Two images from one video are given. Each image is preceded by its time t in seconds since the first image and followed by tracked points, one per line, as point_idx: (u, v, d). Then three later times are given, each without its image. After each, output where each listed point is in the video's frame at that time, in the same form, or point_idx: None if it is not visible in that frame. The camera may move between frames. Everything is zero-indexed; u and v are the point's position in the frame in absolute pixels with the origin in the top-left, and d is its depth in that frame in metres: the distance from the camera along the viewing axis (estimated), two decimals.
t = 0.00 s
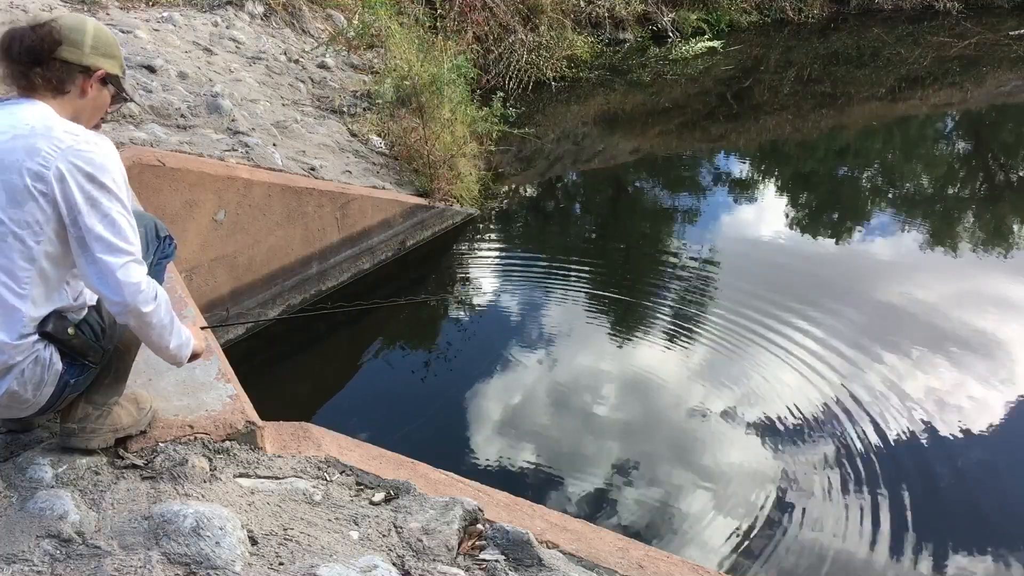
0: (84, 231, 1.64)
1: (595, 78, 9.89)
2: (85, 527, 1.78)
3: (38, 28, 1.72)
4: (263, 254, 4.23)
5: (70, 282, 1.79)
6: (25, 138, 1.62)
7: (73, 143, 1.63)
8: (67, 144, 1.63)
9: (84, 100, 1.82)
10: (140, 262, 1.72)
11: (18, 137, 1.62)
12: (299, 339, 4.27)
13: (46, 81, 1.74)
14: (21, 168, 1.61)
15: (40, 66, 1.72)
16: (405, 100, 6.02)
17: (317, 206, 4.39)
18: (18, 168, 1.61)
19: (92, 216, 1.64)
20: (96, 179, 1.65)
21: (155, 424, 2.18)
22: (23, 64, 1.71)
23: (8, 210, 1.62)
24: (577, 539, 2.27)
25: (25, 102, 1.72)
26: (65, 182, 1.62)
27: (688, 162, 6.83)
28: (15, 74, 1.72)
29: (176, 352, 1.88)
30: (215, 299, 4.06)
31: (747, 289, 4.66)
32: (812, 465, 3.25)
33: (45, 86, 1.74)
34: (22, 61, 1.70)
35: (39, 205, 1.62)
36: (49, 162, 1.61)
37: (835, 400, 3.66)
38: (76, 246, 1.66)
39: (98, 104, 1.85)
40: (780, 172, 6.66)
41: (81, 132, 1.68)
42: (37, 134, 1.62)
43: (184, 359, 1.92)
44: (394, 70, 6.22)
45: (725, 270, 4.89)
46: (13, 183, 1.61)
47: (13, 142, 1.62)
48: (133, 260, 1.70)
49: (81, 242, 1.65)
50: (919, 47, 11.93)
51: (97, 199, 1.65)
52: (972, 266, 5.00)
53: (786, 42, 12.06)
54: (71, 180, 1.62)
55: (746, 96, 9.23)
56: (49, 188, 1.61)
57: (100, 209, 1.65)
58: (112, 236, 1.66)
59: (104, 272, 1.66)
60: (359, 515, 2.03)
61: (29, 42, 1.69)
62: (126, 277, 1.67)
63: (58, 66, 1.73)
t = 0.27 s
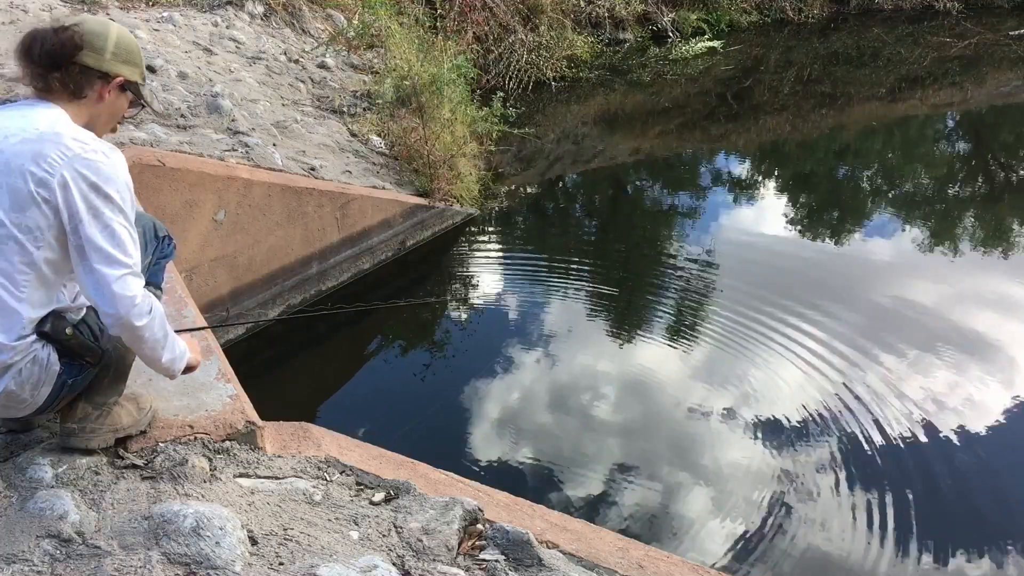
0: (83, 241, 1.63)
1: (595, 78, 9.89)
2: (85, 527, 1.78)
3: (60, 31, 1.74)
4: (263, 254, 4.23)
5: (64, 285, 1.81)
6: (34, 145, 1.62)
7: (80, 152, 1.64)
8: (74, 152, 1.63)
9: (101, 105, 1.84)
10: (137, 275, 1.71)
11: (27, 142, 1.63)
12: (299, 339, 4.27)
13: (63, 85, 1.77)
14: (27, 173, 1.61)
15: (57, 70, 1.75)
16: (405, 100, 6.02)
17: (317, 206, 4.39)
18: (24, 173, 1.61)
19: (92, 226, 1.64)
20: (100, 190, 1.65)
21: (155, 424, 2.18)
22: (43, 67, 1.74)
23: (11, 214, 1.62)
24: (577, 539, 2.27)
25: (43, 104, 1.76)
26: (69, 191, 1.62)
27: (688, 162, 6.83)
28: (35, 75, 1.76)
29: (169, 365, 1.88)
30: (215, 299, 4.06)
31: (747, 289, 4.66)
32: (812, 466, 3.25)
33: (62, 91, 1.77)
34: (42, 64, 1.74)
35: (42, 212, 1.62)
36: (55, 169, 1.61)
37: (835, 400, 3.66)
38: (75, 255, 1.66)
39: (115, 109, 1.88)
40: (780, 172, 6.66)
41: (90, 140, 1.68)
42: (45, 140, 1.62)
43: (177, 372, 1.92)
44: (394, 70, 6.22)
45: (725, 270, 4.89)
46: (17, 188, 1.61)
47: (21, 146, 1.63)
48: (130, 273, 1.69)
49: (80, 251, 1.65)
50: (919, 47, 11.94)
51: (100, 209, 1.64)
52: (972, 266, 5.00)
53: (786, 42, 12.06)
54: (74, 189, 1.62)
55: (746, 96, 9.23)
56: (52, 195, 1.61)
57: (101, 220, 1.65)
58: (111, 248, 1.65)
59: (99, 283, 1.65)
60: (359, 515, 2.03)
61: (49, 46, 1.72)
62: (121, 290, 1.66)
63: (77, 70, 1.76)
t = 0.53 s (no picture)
0: (85, 243, 1.63)
1: (595, 78, 9.89)
2: (85, 527, 1.78)
3: (73, 34, 1.75)
4: (263, 254, 4.23)
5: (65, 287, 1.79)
6: (39, 145, 1.62)
7: (85, 154, 1.64)
8: (79, 154, 1.63)
9: (109, 109, 1.85)
10: (139, 279, 1.72)
11: (32, 143, 1.63)
12: (299, 339, 4.27)
13: (72, 87, 1.77)
14: (32, 174, 1.61)
15: (67, 73, 1.75)
16: (405, 100, 6.02)
17: (317, 206, 4.39)
18: (28, 174, 1.61)
19: (95, 229, 1.64)
20: (104, 193, 1.65)
21: (155, 425, 2.18)
22: (53, 69, 1.74)
23: (14, 215, 1.62)
24: (577, 539, 2.27)
25: (50, 105, 1.77)
26: (73, 193, 1.62)
27: (688, 162, 6.83)
28: (44, 76, 1.76)
29: (169, 369, 1.87)
30: (214, 299, 4.06)
31: (747, 289, 4.66)
32: (811, 466, 3.25)
33: (70, 92, 1.78)
34: (52, 66, 1.74)
35: (45, 214, 1.62)
36: (60, 171, 1.61)
37: (834, 401, 3.66)
38: (77, 258, 1.66)
39: (121, 113, 1.89)
40: (780, 172, 6.66)
41: (95, 143, 1.68)
42: (50, 142, 1.62)
43: (178, 376, 1.91)
44: (394, 70, 6.23)
45: (725, 270, 4.89)
46: (21, 189, 1.61)
47: (27, 147, 1.63)
48: (132, 277, 1.69)
49: (82, 254, 1.65)
50: (919, 47, 11.94)
51: (103, 212, 1.65)
52: (972, 266, 5.00)
53: (786, 42, 12.06)
54: (78, 191, 1.62)
55: (746, 96, 9.23)
56: (55, 198, 1.61)
57: (104, 223, 1.65)
58: (113, 251, 1.65)
59: (100, 286, 1.65)
60: (359, 515, 2.03)
61: (62, 48, 1.73)
62: (122, 294, 1.66)
63: (87, 74, 1.77)
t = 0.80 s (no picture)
0: (88, 243, 1.63)
1: (595, 78, 9.89)
2: (85, 527, 1.78)
3: (71, 34, 1.75)
4: (263, 255, 4.23)
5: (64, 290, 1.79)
6: (41, 146, 1.63)
7: (87, 154, 1.64)
8: (81, 154, 1.63)
9: (108, 109, 1.85)
10: (142, 278, 1.71)
11: (34, 143, 1.63)
12: (298, 339, 4.27)
13: (71, 87, 1.77)
14: (33, 174, 1.61)
15: (66, 73, 1.75)
16: (405, 100, 6.01)
17: (317, 206, 4.39)
18: (30, 175, 1.61)
19: (97, 229, 1.64)
20: (106, 192, 1.65)
21: (155, 425, 2.18)
22: (52, 69, 1.75)
23: (17, 215, 1.62)
24: (577, 539, 2.27)
25: (50, 105, 1.77)
26: (75, 193, 1.61)
27: (688, 163, 6.83)
28: (43, 76, 1.76)
29: (173, 368, 1.87)
30: (215, 299, 4.06)
31: (747, 289, 4.66)
32: (811, 465, 3.25)
33: (69, 93, 1.78)
34: (50, 66, 1.75)
35: (47, 214, 1.62)
36: (61, 171, 1.61)
37: (834, 401, 3.66)
38: (80, 258, 1.65)
39: (121, 113, 1.89)
40: (780, 172, 6.66)
41: (97, 143, 1.68)
42: (52, 142, 1.63)
43: (182, 374, 1.91)
44: (394, 70, 6.23)
45: (725, 270, 4.89)
46: (23, 189, 1.61)
47: (29, 147, 1.63)
48: (135, 277, 1.69)
49: (84, 253, 1.64)
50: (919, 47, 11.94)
51: (105, 212, 1.64)
52: (971, 266, 5.00)
53: (786, 42, 12.06)
54: (80, 191, 1.62)
55: (746, 96, 9.23)
56: (57, 198, 1.61)
57: (107, 223, 1.65)
58: (116, 250, 1.65)
59: (103, 285, 1.65)
60: (359, 515, 2.03)
61: (60, 49, 1.73)
62: (124, 293, 1.66)
63: (86, 74, 1.77)
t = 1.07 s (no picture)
0: (85, 244, 1.63)
1: (595, 78, 9.89)
2: (85, 527, 1.78)
3: (70, 34, 1.76)
4: (264, 254, 4.23)
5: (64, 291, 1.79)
6: (38, 146, 1.63)
7: (84, 154, 1.63)
8: (78, 155, 1.63)
9: (106, 109, 1.85)
10: (139, 280, 1.71)
11: (31, 144, 1.63)
12: (298, 339, 4.27)
13: (69, 88, 1.77)
14: (31, 174, 1.61)
15: (64, 73, 1.75)
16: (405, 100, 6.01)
17: (317, 206, 4.39)
18: (27, 175, 1.62)
19: (94, 230, 1.64)
20: (103, 193, 1.65)
21: (155, 425, 2.18)
22: (50, 70, 1.75)
23: (14, 216, 1.63)
24: (577, 539, 2.27)
25: (49, 106, 1.77)
26: (71, 194, 1.61)
27: (688, 162, 6.83)
28: (42, 77, 1.76)
29: (171, 369, 1.87)
30: (215, 299, 4.06)
31: (747, 289, 4.66)
32: (811, 465, 3.25)
33: (68, 93, 1.78)
34: (48, 67, 1.75)
35: (44, 215, 1.62)
36: (58, 172, 1.61)
37: (834, 401, 3.66)
38: (77, 259, 1.65)
39: (120, 113, 1.89)
40: (780, 172, 6.66)
41: (94, 144, 1.67)
42: (49, 142, 1.63)
43: (180, 375, 1.91)
44: (394, 70, 6.24)
45: (725, 270, 4.89)
46: (21, 190, 1.62)
47: (26, 148, 1.63)
48: (132, 278, 1.69)
49: (81, 254, 1.64)
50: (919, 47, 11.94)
51: (102, 213, 1.64)
52: (972, 266, 5.00)
53: (786, 42, 12.07)
54: (77, 192, 1.62)
55: (746, 96, 9.23)
56: (54, 199, 1.61)
57: (104, 224, 1.65)
58: (112, 252, 1.65)
59: (100, 287, 1.65)
60: (359, 515, 2.03)
61: (58, 49, 1.73)
62: (121, 295, 1.65)
63: (84, 75, 1.77)
